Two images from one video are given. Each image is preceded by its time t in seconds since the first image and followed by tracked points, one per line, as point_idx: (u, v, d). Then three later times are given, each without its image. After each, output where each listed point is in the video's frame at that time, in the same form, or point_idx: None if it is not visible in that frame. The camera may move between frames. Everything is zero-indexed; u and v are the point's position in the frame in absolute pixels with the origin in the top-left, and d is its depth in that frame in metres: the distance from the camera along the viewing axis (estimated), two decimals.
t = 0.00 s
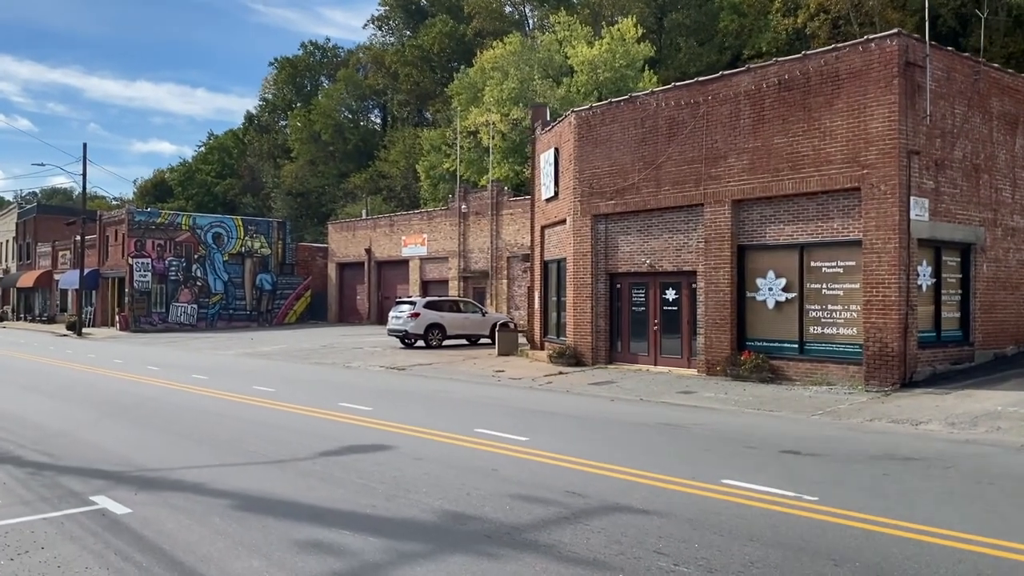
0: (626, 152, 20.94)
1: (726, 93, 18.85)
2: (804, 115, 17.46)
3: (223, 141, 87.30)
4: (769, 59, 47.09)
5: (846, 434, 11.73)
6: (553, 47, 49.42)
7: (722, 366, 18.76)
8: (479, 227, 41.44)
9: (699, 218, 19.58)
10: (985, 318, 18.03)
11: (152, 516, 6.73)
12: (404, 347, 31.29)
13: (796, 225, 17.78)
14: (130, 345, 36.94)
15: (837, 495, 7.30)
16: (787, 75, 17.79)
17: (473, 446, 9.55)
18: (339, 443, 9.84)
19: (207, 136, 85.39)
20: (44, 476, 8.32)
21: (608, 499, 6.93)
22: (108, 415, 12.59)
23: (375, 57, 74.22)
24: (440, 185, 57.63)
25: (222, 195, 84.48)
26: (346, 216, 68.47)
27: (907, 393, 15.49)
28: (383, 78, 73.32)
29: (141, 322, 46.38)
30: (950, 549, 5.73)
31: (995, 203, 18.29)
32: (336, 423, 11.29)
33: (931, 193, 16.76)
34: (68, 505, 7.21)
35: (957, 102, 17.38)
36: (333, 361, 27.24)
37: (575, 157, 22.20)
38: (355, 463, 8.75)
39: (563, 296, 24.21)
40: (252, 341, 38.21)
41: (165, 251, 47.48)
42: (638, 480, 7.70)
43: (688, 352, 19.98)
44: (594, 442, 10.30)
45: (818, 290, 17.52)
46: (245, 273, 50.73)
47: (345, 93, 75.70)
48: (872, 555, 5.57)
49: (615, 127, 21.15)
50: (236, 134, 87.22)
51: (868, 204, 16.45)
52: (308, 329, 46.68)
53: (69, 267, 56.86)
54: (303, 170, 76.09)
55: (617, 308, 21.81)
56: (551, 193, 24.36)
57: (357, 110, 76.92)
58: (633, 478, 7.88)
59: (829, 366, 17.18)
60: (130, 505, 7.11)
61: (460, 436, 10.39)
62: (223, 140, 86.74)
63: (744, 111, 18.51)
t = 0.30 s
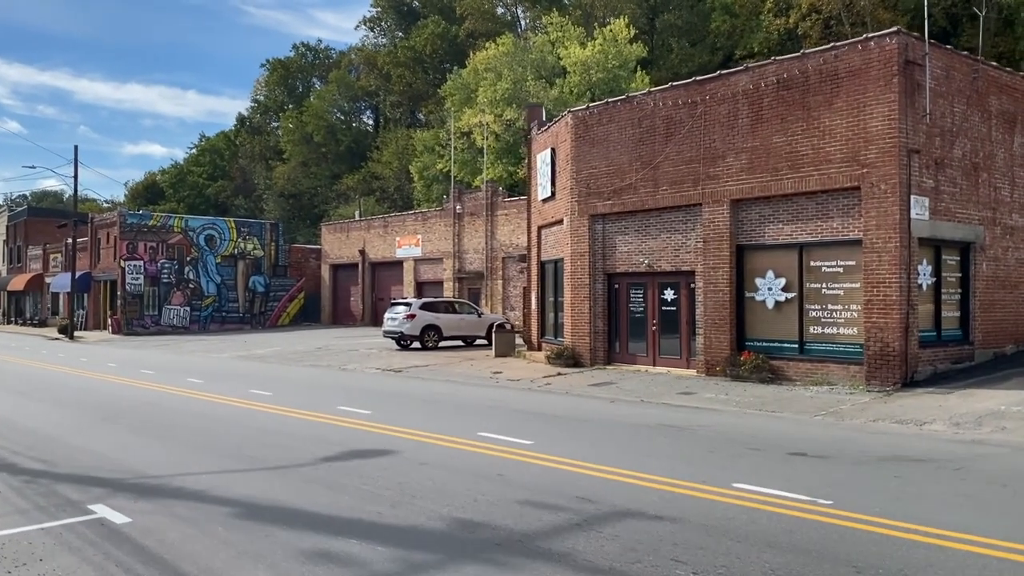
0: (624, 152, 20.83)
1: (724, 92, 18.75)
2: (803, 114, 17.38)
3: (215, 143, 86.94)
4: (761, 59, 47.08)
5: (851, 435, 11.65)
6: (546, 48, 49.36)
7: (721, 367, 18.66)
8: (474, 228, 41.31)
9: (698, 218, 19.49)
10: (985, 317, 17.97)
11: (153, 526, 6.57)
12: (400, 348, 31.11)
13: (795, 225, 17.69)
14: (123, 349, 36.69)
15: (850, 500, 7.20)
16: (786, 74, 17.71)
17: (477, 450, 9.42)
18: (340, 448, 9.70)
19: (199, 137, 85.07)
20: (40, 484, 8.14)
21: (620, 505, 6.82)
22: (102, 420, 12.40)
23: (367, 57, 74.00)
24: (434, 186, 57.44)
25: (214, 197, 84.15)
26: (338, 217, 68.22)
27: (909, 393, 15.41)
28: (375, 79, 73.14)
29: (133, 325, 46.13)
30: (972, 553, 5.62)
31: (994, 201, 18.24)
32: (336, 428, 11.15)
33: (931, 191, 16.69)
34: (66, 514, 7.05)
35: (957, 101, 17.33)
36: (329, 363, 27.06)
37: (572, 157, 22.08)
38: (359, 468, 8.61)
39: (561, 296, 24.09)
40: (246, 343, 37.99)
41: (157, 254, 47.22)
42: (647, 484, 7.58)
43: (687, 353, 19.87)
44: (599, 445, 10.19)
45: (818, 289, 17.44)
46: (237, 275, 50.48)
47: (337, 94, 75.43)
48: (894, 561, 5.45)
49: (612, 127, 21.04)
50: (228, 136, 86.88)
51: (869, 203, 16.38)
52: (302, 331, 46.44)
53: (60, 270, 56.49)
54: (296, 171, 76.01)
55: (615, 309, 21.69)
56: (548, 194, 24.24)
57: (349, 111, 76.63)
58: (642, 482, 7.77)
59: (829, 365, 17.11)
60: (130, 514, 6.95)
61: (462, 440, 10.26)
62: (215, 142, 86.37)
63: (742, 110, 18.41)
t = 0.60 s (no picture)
0: (624, 151, 20.73)
1: (725, 91, 18.66)
2: (806, 112, 17.29)
3: (207, 144, 86.55)
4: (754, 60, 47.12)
5: (861, 434, 11.56)
6: (540, 49, 49.28)
7: (724, 366, 18.55)
8: (470, 228, 41.17)
9: (699, 217, 19.39)
10: (988, 315, 17.92)
11: (162, 531, 6.43)
12: (398, 349, 30.96)
13: (798, 224, 17.61)
14: (118, 352, 36.47)
15: (872, 501, 7.13)
16: (788, 71, 17.62)
17: (487, 451, 9.31)
18: (348, 450, 9.55)
19: (191, 139, 84.74)
20: (43, 489, 7.97)
21: (640, 506, 6.74)
22: (103, 423, 12.22)
23: (360, 59, 73.82)
24: (428, 187, 57.25)
25: (206, 199, 83.80)
26: (332, 219, 68.01)
27: (915, 391, 15.35)
28: (369, 80, 73.00)
29: (128, 327, 45.89)
30: (1005, 557, 5.57)
31: (996, 199, 18.19)
32: (342, 430, 11.00)
33: (934, 189, 16.63)
34: (73, 519, 6.89)
35: (959, 98, 17.27)
36: (327, 365, 26.90)
37: (572, 156, 21.97)
38: (369, 470, 8.47)
39: (561, 296, 23.98)
40: (242, 346, 37.77)
41: (151, 256, 46.97)
42: (665, 485, 7.49)
43: (689, 352, 19.77)
44: (609, 445, 10.08)
45: (820, 288, 17.36)
46: (232, 277, 50.24)
47: (330, 95, 75.15)
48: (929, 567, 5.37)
49: (613, 126, 20.94)
50: (220, 137, 86.54)
51: (872, 201, 16.29)
52: (298, 333, 46.21)
53: (53, 273, 56.12)
54: (288, 173, 75.75)
55: (616, 309, 21.59)
56: (548, 194, 24.14)
57: (342, 112, 76.40)
58: (660, 483, 7.67)
59: (833, 364, 17.04)
60: (138, 520, 6.79)
61: (470, 441, 10.14)
62: (208, 143, 86.02)
63: (743, 108, 18.32)
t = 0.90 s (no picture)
0: (626, 152, 20.60)
1: (729, 91, 18.55)
2: (811, 112, 17.19)
3: (201, 146, 86.11)
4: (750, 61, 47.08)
5: (874, 437, 11.44)
6: (536, 49, 49.12)
7: (728, 368, 18.42)
8: (468, 230, 41.00)
9: (703, 218, 19.27)
10: (994, 316, 17.84)
11: (175, 542, 6.25)
12: (397, 352, 30.77)
13: (803, 224, 17.50)
14: (113, 355, 36.19)
15: (898, 506, 6.99)
16: (793, 71, 17.52)
17: (500, 457, 9.13)
18: (357, 456, 9.37)
19: (185, 141, 84.34)
20: (49, 498, 7.79)
21: (662, 513, 6.58)
22: (104, 429, 12.02)
23: (354, 60, 73.59)
24: (424, 189, 57.00)
25: (200, 202, 83.38)
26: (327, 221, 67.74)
27: (923, 392, 15.23)
28: (363, 81, 72.78)
29: (122, 331, 45.58)
30: None
31: (1001, 199, 18.11)
32: (350, 435, 10.83)
33: (941, 189, 16.54)
34: (81, 529, 6.70)
35: (965, 97, 17.18)
36: (325, 368, 26.69)
37: (573, 157, 21.83)
38: (380, 477, 8.30)
39: (563, 298, 23.85)
40: (238, 348, 37.51)
41: (145, 258, 46.66)
42: (685, 491, 7.34)
43: (693, 354, 19.63)
44: (622, 450, 9.92)
45: (826, 289, 17.25)
46: (227, 279, 49.93)
47: (324, 97, 74.84)
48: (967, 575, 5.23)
49: (615, 126, 20.80)
50: (214, 140, 86.19)
51: (879, 201, 16.19)
52: (294, 336, 45.95)
53: (46, 276, 55.72)
54: (282, 175, 75.38)
55: (619, 311, 21.44)
56: (548, 195, 24.02)
57: (336, 114, 76.10)
58: (679, 488, 7.53)
59: (839, 365, 16.91)
60: (148, 529, 6.62)
61: (480, 446, 9.98)
62: (201, 145, 85.61)
63: (747, 108, 18.22)
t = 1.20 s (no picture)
0: (628, 151, 20.47)
1: (732, 88, 18.44)
2: (814, 109, 17.08)
3: (196, 148, 85.75)
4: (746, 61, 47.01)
5: (884, 436, 11.29)
6: (532, 49, 48.90)
7: (732, 368, 18.30)
8: (465, 231, 40.86)
9: (705, 217, 19.14)
10: (999, 314, 17.73)
11: (180, 545, 6.09)
12: (396, 353, 30.60)
13: (807, 223, 17.39)
14: (109, 357, 35.97)
15: (916, 507, 6.85)
16: (796, 68, 17.40)
17: (507, 457, 8.98)
18: (361, 458, 9.20)
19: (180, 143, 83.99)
20: (49, 501, 7.63)
21: (677, 514, 6.43)
22: (103, 431, 11.85)
23: (350, 61, 73.37)
24: (421, 190, 56.73)
25: (195, 204, 82.98)
26: (324, 223, 67.53)
27: (930, 392, 15.11)
28: (359, 82, 72.58)
29: (119, 333, 45.38)
30: None
31: (1005, 197, 18.01)
32: (353, 436, 10.68)
33: (945, 187, 16.43)
34: (82, 533, 6.53)
35: (969, 94, 17.08)
36: (325, 370, 26.55)
37: (573, 156, 21.71)
38: (386, 479, 8.13)
39: (564, 298, 23.72)
40: (235, 351, 37.33)
41: (142, 260, 46.47)
42: (699, 491, 7.19)
43: (696, 354, 19.50)
44: (630, 450, 9.78)
45: (830, 287, 17.14)
46: (224, 282, 49.74)
47: (320, 98, 74.66)
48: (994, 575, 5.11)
49: (616, 125, 20.68)
50: (209, 141, 85.90)
51: (884, 199, 16.08)
52: (292, 338, 45.72)
53: (42, 278, 55.47)
54: (278, 176, 75.07)
55: (620, 311, 21.31)
56: (548, 195, 23.90)
57: (332, 115, 75.89)
58: (692, 488, 7.39)
59: (844, 365, 16.79)
60: (151, 532, 6.46)
61: (486, 446, 9.83)
62: (196, 147, 85.24)
63: (750, 106, 18.10)
